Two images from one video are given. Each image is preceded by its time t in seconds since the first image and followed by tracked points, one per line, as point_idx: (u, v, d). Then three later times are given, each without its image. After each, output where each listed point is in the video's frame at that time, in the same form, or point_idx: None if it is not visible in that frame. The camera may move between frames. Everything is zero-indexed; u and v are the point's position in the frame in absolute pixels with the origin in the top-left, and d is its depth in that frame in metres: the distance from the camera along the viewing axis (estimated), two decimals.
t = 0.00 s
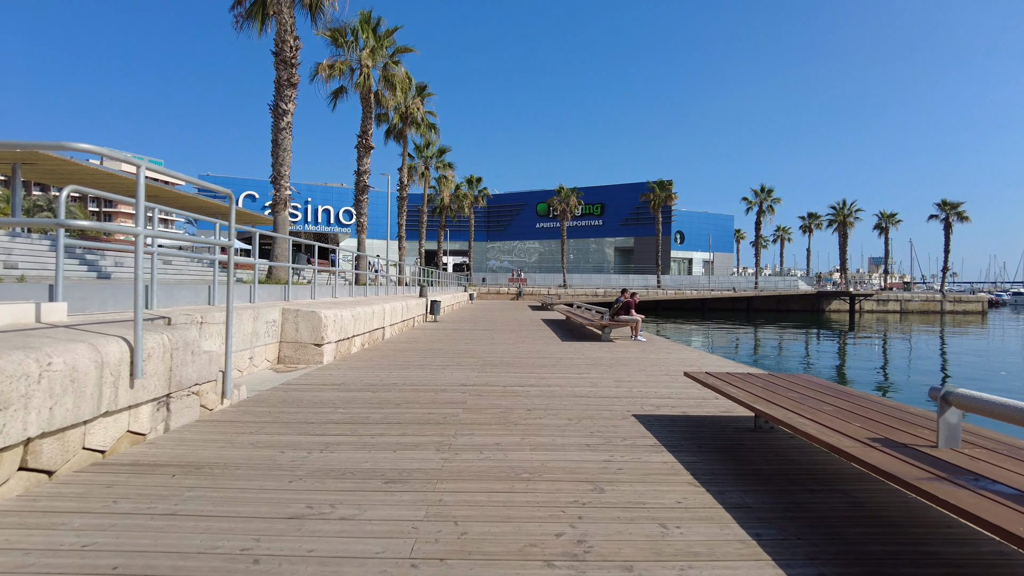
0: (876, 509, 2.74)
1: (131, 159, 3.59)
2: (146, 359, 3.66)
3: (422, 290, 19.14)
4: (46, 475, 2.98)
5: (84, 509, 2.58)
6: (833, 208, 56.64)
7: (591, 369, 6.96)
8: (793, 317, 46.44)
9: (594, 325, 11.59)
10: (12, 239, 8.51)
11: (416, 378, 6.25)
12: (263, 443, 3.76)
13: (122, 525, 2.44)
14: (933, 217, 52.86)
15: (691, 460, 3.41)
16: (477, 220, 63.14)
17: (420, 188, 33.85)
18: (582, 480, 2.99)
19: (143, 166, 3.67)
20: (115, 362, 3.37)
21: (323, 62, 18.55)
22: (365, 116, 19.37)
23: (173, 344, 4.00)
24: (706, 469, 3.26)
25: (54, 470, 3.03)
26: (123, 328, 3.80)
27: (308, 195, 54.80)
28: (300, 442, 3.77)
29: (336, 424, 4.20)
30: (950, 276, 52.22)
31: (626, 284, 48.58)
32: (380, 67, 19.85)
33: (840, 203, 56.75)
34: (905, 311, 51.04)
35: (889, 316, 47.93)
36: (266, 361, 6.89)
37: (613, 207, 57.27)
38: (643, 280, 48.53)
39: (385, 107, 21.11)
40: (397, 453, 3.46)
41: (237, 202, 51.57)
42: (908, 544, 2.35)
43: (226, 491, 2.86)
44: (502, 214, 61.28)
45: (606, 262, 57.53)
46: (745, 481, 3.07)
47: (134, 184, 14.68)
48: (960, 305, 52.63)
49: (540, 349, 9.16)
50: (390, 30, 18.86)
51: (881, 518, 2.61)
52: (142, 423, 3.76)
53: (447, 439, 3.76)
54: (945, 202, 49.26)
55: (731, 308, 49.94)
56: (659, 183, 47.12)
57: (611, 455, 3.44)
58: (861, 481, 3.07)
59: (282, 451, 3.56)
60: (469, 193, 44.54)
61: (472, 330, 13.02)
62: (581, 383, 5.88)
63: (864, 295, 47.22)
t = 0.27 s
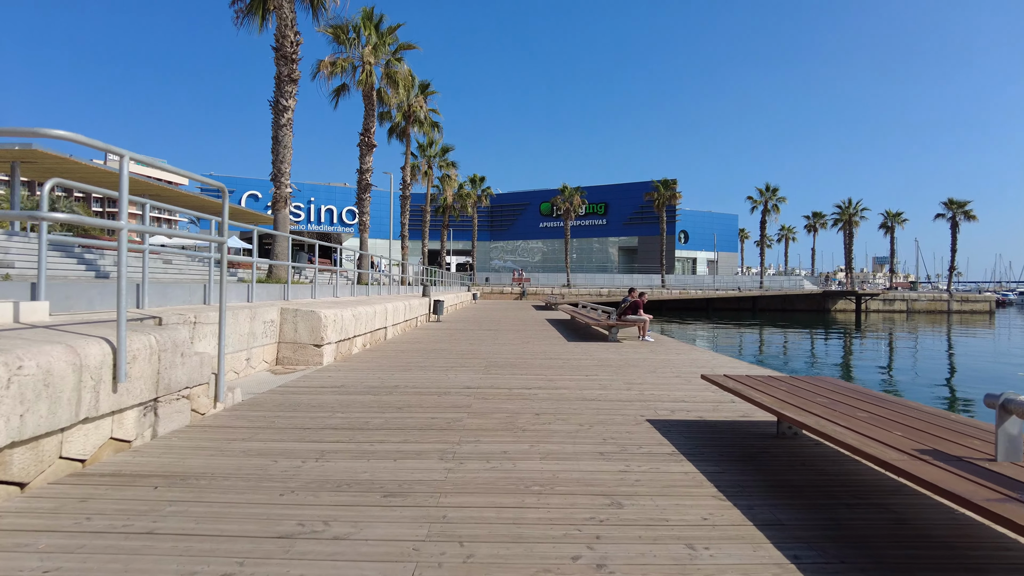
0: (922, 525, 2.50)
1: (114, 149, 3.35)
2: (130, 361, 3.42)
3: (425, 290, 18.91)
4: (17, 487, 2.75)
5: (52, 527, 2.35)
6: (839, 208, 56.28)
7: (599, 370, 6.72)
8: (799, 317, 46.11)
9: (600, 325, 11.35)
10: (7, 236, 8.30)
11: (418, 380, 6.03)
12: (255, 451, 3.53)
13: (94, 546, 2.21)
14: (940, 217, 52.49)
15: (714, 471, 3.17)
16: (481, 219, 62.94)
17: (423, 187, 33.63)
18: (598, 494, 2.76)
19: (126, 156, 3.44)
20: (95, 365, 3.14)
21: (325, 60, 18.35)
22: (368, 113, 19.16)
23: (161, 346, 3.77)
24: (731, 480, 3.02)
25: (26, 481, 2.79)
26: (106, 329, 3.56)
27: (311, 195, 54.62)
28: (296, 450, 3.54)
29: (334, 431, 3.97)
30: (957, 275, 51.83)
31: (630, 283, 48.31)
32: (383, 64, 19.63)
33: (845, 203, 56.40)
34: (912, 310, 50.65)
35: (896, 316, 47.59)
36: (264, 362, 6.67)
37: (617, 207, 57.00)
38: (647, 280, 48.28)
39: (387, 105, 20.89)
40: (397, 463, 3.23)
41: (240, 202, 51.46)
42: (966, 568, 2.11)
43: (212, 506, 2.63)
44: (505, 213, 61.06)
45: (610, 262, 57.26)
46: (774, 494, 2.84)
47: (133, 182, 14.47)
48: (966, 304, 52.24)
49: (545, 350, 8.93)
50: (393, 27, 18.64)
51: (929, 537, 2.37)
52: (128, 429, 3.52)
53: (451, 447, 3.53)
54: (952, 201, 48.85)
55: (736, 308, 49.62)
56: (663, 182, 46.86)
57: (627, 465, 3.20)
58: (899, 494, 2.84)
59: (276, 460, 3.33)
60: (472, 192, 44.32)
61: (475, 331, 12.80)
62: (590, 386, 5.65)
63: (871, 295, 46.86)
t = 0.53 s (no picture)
0: (976, 553, 2.24)
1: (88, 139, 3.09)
2: (106, 367, 3.17)
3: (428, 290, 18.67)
4: None
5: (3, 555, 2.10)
6: (845, 207, 55.88)
7: (607, 374, 6.45)
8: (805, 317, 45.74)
9: (607, 326, 11.09)
10: None
11: (419, 384, 5.77)
12: (241, 463, 3.27)
13: None
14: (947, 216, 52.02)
15: (738, 487, 2.91)
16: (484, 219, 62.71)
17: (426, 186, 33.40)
18: (612, 516, 2.51)
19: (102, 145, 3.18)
20: (65, 371, 2.89)
21: (326, 57, 18.14)
22: (370, 111, 18.93)
23: (142, 350, 3.52)
24: (757, 499, 2.76)
25: None
26: (81, 332, 3.32)
27: (314, 195, 54.47)
28: (285, 462, 3.29)
29: (327, 441, 3.71)
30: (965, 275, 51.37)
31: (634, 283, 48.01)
32: (385, 61, 19.40)
33: (852, 202, 55.97)
34: (919, 311, 50.21)
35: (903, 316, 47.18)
36: (259, 365, 6.43)
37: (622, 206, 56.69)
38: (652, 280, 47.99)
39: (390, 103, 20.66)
40: (393, 478, 2.97)
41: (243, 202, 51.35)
42: None
43: (186, 528, 2.38)
44: (509, 213, 60.82)
45: (614, 261, 56.96)
46: (807, 514, 2.58)
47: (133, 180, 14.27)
48: (974, 305, 51.78)
49: (551, 352, 8.66)
50: (396, 23, 18.40)
51: (988, 568, 2.10)
52: (105, 439, 3.27)
53: (451, 459, 3.28)
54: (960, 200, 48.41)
55: (741, 308, 49.26)
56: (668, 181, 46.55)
57: (643, 480, 2.95)
58: (944, 515, 2.57)
59: (263, 474, 3.08)
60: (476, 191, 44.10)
61: (479, 331, 12.54)
62: (598, 391, 5.38)
63: (878, 295, 46.46)
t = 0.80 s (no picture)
0: None
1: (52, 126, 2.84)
2: (76, 373, 2.93)
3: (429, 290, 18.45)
4: None
5: None
6: (849, 207, 55.54)
7: (613, 378, 6.21)
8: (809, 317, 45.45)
9: (612, 327, 10.84)
10: None
11: (417, 388, 5.54)
12: (222, 476, 3.03)
13: None
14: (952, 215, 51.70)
15: (761, 506, 2.67)
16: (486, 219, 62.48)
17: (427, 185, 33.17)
18: (626, 539, 2.27)
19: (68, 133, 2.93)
20: (28, 378, 2.65)
21: (326, 54, 17.92)
22: (370, 109, 18.69)
23: (119, 354, 3.28)
24: (784, 519, 2.52)
25: None
26: (51, 335, 3.08)
27: (315, 194, 54.28)
28: (271, 475, 3.06)
29: (318, 452, 3.48)
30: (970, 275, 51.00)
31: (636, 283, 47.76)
32: (385, 58, 19.17)
33: (856, 202, 55.64)
34: (923, 310, 49.90)
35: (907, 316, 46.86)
36: (252, 368, 6.20)
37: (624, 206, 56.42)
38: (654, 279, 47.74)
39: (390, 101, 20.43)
40: (385, 495, 2.74)
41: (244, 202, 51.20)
42: None
43: (154, 555, 2.15)
44: (511, 213, 60.59)
45: (616, 261, 56.70)
46: (840, 537, 2.34)
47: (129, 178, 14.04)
48: (979, 304, 51.41)
49: (554, 354, 8.42)
50: (396, 20, 18.16)
51: None
52: (77, 451, 3.04)
53: (449, 472, 3.04)
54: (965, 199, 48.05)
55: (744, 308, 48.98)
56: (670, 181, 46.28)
57: (657, 497, 2.71)
58: (991, 538, 2.33)
59: (245, 490, 2.84)
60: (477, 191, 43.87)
61: (480, 332, 12.30)
62: (605, 396, 5.14)
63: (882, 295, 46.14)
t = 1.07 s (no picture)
0: None
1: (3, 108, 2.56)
2: (27, 379, 2.67)
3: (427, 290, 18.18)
4: None
5: None
6: (851, 205, 55.24)
7: (615, 381, 5.94)
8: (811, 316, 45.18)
9: (613, 328, 10.58)
10: None
11: (410, 392, 5.28)
12: (188, 492, 2.76)
13: None
14: (954, 213, 51.39)
15: (782, 527, 2.41)
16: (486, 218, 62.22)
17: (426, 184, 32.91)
18: (633, 569, 2.01)
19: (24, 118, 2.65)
20: None
21: (322, 50, 17.68)
22: (367, 106, 18.44)
23: (82, 358, 3.02)
24: (808, 543, 2.26)
25: None
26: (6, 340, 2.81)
27: (314, 194, 54.05)
28: (242, 491, 2.79)
29: (298, 463, 3.21)
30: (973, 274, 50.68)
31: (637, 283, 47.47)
32: (382, 55, 18.92)
33: (858, 200, 55.33)
34: (926, 310, 49.60)
35: (910, 316, 46.57)
36: (238, 371, 5.95)
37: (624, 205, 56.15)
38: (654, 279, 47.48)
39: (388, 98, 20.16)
40: (365, 515, 2.47)
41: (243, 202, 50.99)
42: None
43: None
44: (511, 212, 60.36)
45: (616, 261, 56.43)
46: (873, 565, 2.08)
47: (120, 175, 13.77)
48: (983, 304, 51.10)
49: (553, 355, 8.15)
50: (393, 15, 17.91)
51: None
52: (30, 464, 2.76)
53: (437, 488, 2.78)
54: (968, 198, 47.71)
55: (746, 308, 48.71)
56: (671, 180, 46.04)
57: (667, 519, 2.44)
58: None
59: (212, 508, 2.57)
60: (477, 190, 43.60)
61: (478, 333, 12.04)
62: (607, 400, 4.88)
63: (884, 294, 45.84)
